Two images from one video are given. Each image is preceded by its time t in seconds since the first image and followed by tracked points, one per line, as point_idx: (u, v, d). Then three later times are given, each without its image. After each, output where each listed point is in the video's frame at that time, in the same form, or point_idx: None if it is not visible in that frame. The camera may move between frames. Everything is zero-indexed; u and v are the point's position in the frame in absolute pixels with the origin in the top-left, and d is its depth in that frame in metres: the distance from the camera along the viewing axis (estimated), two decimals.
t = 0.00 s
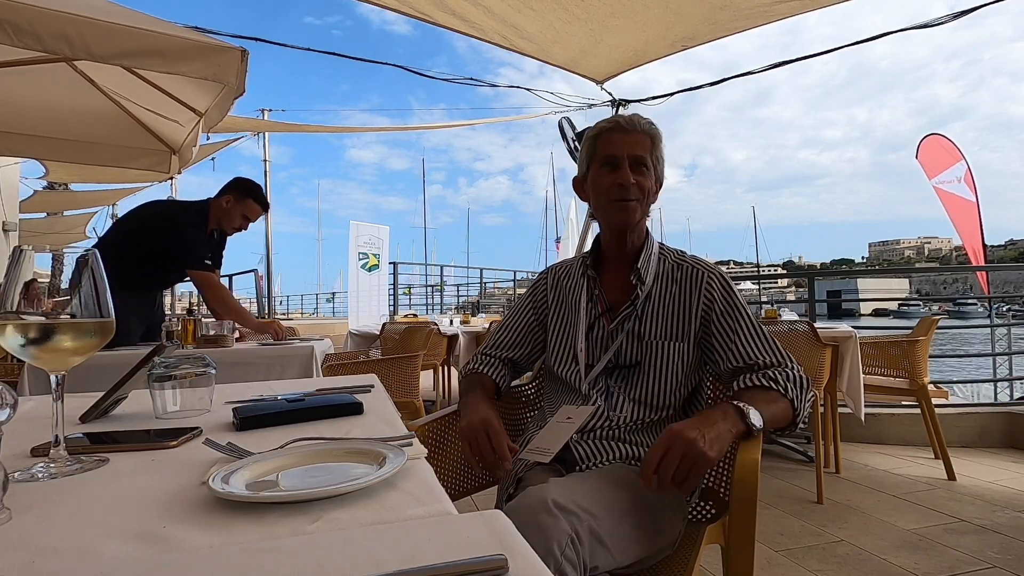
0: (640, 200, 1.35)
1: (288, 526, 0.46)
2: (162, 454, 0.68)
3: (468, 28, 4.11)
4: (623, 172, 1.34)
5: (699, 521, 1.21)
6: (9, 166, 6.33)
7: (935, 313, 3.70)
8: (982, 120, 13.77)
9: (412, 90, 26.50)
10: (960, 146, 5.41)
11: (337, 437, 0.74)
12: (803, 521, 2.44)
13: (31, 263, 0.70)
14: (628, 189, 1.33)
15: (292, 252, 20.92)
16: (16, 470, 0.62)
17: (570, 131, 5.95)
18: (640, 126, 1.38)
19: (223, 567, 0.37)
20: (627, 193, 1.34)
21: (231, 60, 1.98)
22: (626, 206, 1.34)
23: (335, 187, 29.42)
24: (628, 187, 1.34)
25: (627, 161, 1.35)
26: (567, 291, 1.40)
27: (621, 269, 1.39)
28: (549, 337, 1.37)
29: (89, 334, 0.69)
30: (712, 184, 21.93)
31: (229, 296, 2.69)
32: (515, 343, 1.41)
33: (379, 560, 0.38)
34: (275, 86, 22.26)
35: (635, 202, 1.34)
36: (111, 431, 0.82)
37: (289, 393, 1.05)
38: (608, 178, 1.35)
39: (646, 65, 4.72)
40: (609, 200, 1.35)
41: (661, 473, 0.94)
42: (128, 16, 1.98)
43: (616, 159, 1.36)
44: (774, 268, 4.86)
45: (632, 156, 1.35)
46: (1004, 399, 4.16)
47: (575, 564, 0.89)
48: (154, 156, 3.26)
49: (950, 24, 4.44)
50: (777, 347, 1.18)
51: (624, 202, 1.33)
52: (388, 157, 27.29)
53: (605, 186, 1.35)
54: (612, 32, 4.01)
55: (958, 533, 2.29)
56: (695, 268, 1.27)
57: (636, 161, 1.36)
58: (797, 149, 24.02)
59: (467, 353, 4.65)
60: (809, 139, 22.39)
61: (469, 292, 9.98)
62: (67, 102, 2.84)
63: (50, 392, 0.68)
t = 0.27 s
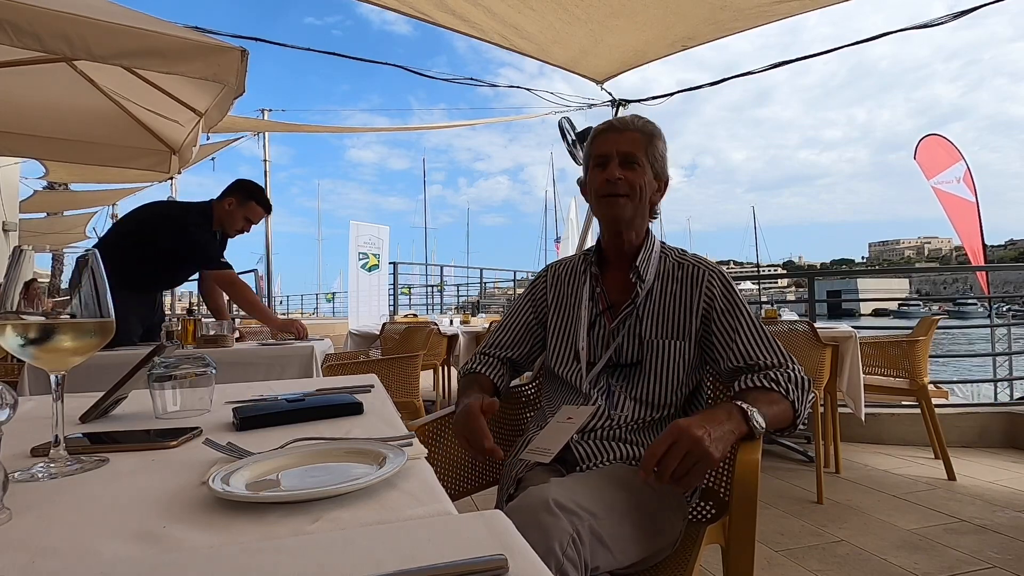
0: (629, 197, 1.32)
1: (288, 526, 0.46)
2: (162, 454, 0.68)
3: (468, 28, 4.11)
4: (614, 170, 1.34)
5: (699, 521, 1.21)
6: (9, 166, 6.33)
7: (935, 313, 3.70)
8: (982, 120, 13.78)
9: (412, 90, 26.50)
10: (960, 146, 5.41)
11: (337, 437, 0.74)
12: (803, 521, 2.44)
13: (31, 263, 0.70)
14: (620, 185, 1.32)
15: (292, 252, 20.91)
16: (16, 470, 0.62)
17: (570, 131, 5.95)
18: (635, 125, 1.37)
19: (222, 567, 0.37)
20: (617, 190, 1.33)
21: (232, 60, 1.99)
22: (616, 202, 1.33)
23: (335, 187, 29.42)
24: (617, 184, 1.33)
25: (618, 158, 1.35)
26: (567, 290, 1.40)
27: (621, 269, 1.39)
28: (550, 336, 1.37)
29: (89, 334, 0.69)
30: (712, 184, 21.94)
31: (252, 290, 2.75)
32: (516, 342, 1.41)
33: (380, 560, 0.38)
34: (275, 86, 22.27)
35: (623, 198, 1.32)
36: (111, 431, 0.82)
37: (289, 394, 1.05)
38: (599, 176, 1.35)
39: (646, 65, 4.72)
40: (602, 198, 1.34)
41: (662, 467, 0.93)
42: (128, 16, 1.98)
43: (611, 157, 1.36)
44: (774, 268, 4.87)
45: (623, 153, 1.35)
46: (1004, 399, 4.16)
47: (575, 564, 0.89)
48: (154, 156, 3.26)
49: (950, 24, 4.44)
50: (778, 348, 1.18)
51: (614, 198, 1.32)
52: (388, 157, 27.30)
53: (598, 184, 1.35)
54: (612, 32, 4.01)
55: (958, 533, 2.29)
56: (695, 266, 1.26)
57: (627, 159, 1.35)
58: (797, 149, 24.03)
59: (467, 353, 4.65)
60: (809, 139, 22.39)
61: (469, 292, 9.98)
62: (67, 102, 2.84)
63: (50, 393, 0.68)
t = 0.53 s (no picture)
0: (624, 194, 1.32)
1: (289, 525, 0.46)
2: (162, 455, 0.68)
3: (468, 28, 4.11)
4: (612, 168, 1.34)
5: (699, 521, 1.20)
6: (9, 166, 6.34)
7: (935, 313, 3.70)
8: (981, 120, 13.79)
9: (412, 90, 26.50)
10: (958, 147, 5.41)
11: (337, 437, 0.74)
12: (803, 521, 2.44)
13: (31, 263, 0.70)
14: (616, 183, 1.33)
15: (292, 252, 20.92)
16: (16, 470, 0.62)
17: (570, 131, 5.95)
18: (637, 125, 1.38)
19: (220, 568, 0.37)
20: (613, 187, 1.33)
21: (232, 60, 1.99)
22: (612, 199, 1.33)
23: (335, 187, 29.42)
24: (614, 181, 1.33)
25: (617, 157, 1.35)
26: (569, 289, 1.40)
27: (622, 268, 1.38)
28: (551, 333, 1.37)
29: (89, 334, 0.69)
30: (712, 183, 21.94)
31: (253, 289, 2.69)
32: (517, 340, 1.41)
33: (380, 560, 0.38)
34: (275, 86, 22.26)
35: (619, 194, 1.32)
36: (111, 431, 0.82)
37: (289, 394, 1.05)
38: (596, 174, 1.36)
39: (646, 65, 4.72)
40: (599, 195, 1.34)
41: (654, 467, 0.92)
42: (128, 16, 1.98)
43: (611, 156, 1.36)
44: (774, 268, 4.87)
45: (623, 152, 1.35)
46: (1004, 399, 4.16)
47: (573, 563, 0.89)
48: (154, 156, 3.26)
49: (950, 24, 4.44)
50: (779, 348, 1.18)
51: (609, 195, 1.32)
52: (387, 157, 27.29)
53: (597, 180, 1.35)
54: (612, 32, 4.01)
55: (958, 533, 2.29)
56: (697, 265, 1.27)
57: (626, 157, 1.35)
58: (796, 149, 24.03)
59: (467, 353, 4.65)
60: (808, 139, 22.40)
61: (469, 292, 9.97)
62: (67, 102, 2.84)
63: (50, 393, 0.68)
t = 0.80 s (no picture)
0: (611, 192, 1.32)
1: (289, 525, 0.46)
2: (162, 454, 0.68)
3: (468, 28, 4.11)
4: (599, 167, 1.35)
5: (700, 522, 1.20)
6: (9, 166, 6.33)
7: (934, 313, 3.71)
8: (981, 120, 13.80)
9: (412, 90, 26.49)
10: (958, 147, 5.41)
11: (337, 437, 0.74)
12: (803, 521, 2.44)
13: (31, 262, 0.70)
14: (601, 180, 1.33)
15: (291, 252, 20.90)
16: (16, 470, 0.62)
17: (570, 131, 5.95)
18: (623, 125, 1.38)
19: (221, 567, 0.37)
20: (600, 186, 1.33)
21: (232, 60, 1.99)
22: (600, 198, 1.33)
23: (335, 187, 29.41)
24: (600, 179, 1.33)
25: (603, 157, 1.36)
26: (568, 290, 1.40)
27: (619, 269, 1.38)
28: (550, 335, 1.37)
29: (89, 334, 0.69)
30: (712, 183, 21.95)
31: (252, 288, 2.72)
32: (516, 343, 1.41)
33: (381, 559, 0.38)
34: (275, 87, 22.26)
35: (606, 193, 1.32)
36: (111, 431, 0.82)
37: (289, 393, 1.05)
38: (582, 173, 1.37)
39: (646, 65, 4.72)
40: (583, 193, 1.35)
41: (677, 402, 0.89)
42: (127, 16, 1.98)
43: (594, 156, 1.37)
44: (774, 268, 4.87)
45: (608, 151, 1.36)
46: (1004, 399, 4.16)
47: (574, 564, 0.89)
48: (153, 156, 3.26)
49: (950, 24, 4.43)
50: (778, 347, 1.18)
51: (596, 192, 1.32)
52: (387, 157, 27.31)
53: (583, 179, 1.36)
54: (612, 32, 4.00)
55: (958, 533, 2.29)
56: (694, 264, 1.26)
57: (613, 156, 1.35)
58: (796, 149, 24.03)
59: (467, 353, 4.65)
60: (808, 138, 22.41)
61: (469, 292, 9.97)
62: (67, 102, 2.84)
63: (50, 393, 0.68)
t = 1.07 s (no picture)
0: (601, 194, 1.31)
1: (289, 525, 0.46)
2: (162, 454, 0.68)
3: (468, 28, 4.11)
4: (588, 170, 1.34)
5: (699, 522, 1.20)
6: (9, 166, 6.33)
7: (935, 313, 3.70)
8: (981, 120, 13.81)
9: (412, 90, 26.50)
10: (957, 147, 5.42)
11: (337, 437, 0.74)
12: (803, 521, 2.44)
13: (31, 263, 0.70)
14: (592, 182, 1.33)
15: (291, 252, 20.89)
16: (16, 470, 0.62)
17: (570, 131, 5.95)
18: (611, 126, 1.38)
19: (220, 567, 0.37)
20: (590, 187, 1.32)
21: (232, 60, 1.99)
22: (590, 199, 1.32)
23: (335, 187, 29.42)
24: (590, 182, 1.33)
25: (592, 159, 1.36)
26: (563, 288, 1.40)
27: (614, 267, 1.38)
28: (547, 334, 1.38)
29: (89, 334, 0.69)
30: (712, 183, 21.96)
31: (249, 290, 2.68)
32: (516, 338, 1.45)
33: (381, 559, 0.38)
34: (275, 86, 22.26)
35: (595, 194, 1.32)
36: (111, 431, 0.82)
37: (289, 393, 1.05)
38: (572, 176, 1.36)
39: (646, 65, 4.72)
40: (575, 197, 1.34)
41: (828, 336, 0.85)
42: (127, 16, 1.98)
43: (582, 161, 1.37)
44: (774, 268, 4.87)
45: (596, 154, 1.36)
46: (1004, 399, 4.17)
47: (575, 563, 0.89)
48: (153, 156, 3.26)
49: (950, 24, 4.43)
50: (774, 342, 1.18)
51: (586, 195, 1.31)
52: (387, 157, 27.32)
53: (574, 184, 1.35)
54: (612, 32, 4.00)
55: (958, 533, 2.29)
56: (689, 261, 1.27)
57: (602, 158, 1.35)
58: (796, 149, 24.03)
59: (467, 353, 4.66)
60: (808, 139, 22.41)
61: (469, 292, 9.97)
62: (67, 102, 2.84)
63: (50, 392, 0.68)
